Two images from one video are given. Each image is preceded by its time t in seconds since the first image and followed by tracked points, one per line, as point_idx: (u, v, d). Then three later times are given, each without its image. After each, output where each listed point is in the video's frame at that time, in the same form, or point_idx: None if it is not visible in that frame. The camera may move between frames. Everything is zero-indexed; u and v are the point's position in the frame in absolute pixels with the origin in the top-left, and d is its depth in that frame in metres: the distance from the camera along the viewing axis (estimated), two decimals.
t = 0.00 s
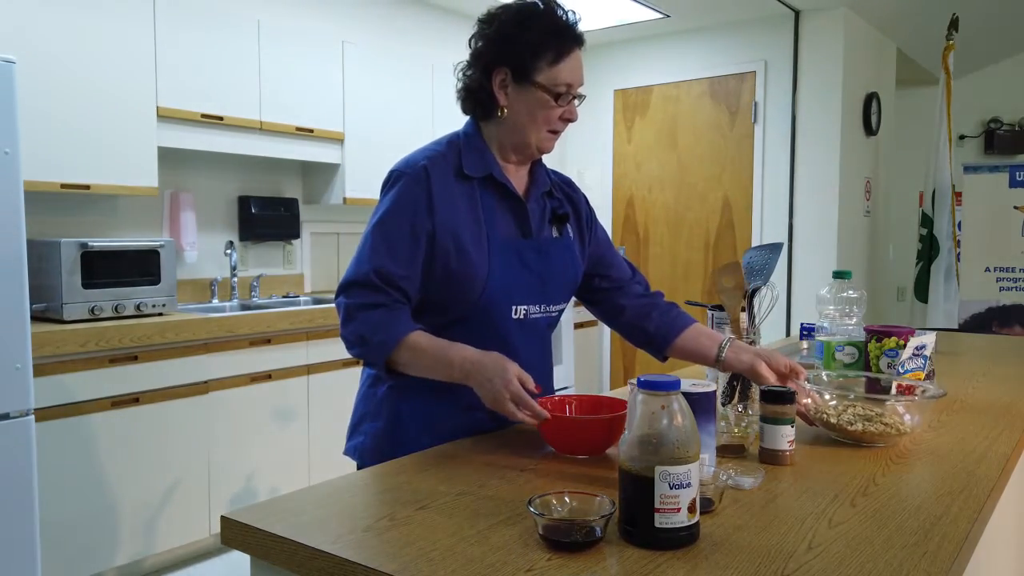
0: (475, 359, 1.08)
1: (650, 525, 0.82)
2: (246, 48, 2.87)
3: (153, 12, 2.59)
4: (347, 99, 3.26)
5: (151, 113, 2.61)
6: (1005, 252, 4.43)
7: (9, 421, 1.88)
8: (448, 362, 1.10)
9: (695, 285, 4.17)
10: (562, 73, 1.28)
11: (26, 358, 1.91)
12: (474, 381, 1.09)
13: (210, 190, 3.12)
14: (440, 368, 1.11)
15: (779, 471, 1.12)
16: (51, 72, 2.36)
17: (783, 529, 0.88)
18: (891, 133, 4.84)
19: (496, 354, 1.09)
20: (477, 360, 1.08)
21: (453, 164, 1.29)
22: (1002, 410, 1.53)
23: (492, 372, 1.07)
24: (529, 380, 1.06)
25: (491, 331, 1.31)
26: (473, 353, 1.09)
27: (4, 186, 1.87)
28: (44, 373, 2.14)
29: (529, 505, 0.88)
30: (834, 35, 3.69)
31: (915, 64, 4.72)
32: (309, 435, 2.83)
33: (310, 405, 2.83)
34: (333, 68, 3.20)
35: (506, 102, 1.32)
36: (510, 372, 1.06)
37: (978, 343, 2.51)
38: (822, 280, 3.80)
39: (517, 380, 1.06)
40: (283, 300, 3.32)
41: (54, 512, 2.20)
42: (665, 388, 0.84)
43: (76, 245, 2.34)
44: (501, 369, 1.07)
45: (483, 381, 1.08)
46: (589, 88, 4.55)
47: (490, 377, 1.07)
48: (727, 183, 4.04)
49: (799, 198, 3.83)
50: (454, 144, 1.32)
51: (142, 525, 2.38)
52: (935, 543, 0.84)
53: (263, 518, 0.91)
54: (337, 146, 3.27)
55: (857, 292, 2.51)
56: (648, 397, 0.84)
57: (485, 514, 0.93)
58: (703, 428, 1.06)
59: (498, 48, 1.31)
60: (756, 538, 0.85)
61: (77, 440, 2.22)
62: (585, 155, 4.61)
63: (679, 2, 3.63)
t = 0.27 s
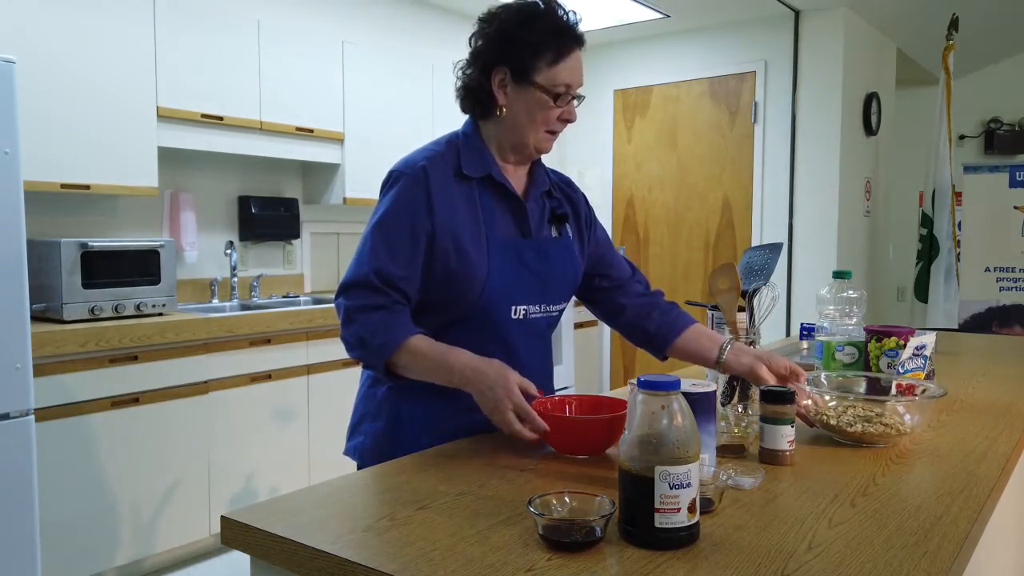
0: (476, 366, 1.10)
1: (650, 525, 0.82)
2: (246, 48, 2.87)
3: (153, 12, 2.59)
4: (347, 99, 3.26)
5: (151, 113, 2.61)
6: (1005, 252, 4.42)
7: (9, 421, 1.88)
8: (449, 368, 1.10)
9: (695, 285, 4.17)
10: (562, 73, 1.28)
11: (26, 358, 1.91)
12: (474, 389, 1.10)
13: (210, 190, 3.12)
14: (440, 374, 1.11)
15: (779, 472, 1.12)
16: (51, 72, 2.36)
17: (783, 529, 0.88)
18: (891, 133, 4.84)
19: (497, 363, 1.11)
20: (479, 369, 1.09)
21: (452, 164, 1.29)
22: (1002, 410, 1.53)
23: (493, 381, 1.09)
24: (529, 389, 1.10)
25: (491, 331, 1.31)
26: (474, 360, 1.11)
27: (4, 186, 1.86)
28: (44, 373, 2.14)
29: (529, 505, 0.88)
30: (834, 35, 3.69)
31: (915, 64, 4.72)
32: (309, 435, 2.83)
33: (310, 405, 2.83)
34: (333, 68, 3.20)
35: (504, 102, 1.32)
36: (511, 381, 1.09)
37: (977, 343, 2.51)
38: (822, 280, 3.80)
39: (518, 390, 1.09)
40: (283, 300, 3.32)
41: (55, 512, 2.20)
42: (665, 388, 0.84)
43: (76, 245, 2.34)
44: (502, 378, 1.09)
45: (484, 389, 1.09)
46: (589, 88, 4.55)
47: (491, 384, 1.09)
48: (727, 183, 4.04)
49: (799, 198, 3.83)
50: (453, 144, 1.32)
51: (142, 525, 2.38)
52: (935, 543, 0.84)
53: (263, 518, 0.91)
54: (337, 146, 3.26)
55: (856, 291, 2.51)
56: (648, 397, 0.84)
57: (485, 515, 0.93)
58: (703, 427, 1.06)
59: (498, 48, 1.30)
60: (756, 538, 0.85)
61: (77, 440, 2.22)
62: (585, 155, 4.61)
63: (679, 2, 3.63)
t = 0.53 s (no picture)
0: (482, 375, 1.09)
1: (650, 525, 0.82)
2: (246, 48, 2.87)
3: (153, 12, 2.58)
4: (347, 99, 3.26)
5: (151, 113, 2.61)
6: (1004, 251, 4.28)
7: (9, 421, 1.88)
8: (454, 375, 1.10)
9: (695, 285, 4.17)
10: (543, 75, 1.27)
11: (26, 358, 1.91)
12: (480, 396, 1.10)
13: (210, 190, 3.12)
14: (445, 380, 1.11)
15: (779, 472, 1.12)
16: (50, 71, 2.36)
17: (783, 529, 0.88)
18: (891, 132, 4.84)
19: (502, 370, 1.10)
20: (484, 376, 1.09)
21: (441, 164, 1.29)
22: (1002, 410, 1.52)
23: (499, 389, 1.09)
24: (534, 395, 1.11)
25: (490, 329, 1.31)
26: (480, 367, 1.11)
27: (4, 186, 1.86)
28: (44, 373, 2.14)
29: (529, 505, 0.88)
30: (834, 35, 3.69)
31: (916, 64, 4.72)
32: (309, 435, 2.83)
33: (309, 405, 2.83)
34: (333, 69, 3.20)
35: (488, 100, 1.31)
36: (517, 391, 1.09)
37: (977, 344, 2.51)
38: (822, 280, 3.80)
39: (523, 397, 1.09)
40: (283, 300, 3.32)
41: (55, 512, 2.20)
42: (665, 387, 0.83)
43: (76, 245, 2.34)
44: (508, 387, 1.09)
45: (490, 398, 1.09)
46: (590, 88, 4.55)
47: (497, 393, 1.09)
48: (727, 183, 4.04)
49: (799, 198, 3.83)
50: (442, 144, 1.32)
51: (142, 524, 2.38)
52: (934, 543, 0.84)
53: (263, 518, 0.91)
54: (337, 146, 3.26)
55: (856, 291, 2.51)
56: (648, 397, 0.84)
57: (486, 514, 0.93)
58: (703, 427, 1.06)
59: (483, 45, 1.29)
60: (756, 538, 0.85)
61: (77, 440, 2.22)
62: (585, 155, 4.61)
63: (679, 2, 3.63)
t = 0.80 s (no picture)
0: (489, 378, 1.11)
1: (650, 525, 0.82)
2: (246, 48, 2.87)
3: (153, 12, 2.58)
4: (347, 99, 3.27)
5: (151, 113, 2.61)
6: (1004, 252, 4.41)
7: (9, 421, 1.88)
8: (462, 379, 1.12)
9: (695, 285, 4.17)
10: (509, 74, 1.25)
11: (26, 359, 1.91)
12: (487, 399, 1.12)
13: (210, 190, 3.12)
14: (453, 382, 1.12)
15: (779, 472, 1.12)
16: (50, 71, 2.36)
17: (783, 528, 0.88)
18: (891, 132, 4.84)
19: (508, 373, 1.13)
20: (492, 380, 1.11)
21: (425, 162, 1.29)
22: (1002, 410, 1.53)
23: (507, 394, 1.11)
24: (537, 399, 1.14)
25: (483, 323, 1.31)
26: (489, 370, 1.13)
27: (4, 187, 1.86)
28: (44, 373, 2.14)
29: (529, 505, 0.88)
30: (833, 35, 3.69)
31: (916, 64, 4.72)
32: (309, 435, 2.83)
33: (310, 405, 2.83)
34: (333, 69, 3.20)
35: (459, 98, 1.32)
36: (522, 395, 1.11)
37: (977, 343, 2.51)
38: (822, 280, 3.80)
39: (529, 402, 1.12)
40: (283, 300, 3.32)
41: (55, 512, 2.20)
42: (665, 388, 0.83)
43: (76, 245, 2.34)
44: (515, 391, 1.11)
45: (498, 403, 1.12)
46: (589, 88, 4.55)
47: (503, 398, 1.11)
48: (727, 183, 4.04)
49: (799, 198, 3.83)
50: (423, 144, 1.32)
51: (143, 524, 2.38)
52: (934, 543, 0.84)
53: (263, 518, 0.91)
54: (337, 146, 3.26)
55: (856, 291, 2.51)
56: (648, 397, 0.84)
57: (486, 514, 0.93)
58: (703, 427, 1.06)
59: (454, 44, 1.30)
60: (756, 538, 0.85)
61: (77, 440, 2.22)
62: (585, 155, 4.61)
63: (679, 2, 3.63)
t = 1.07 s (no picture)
0: (466, 372, 1.10)
1: (650, 525, 0.82)
2: (247, 48, 2.87)
3: (153, 12, 2.58)
4: (347, 99, 3.27)
5: (151, 113, 2.61)
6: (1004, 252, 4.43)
7: (9, 421, 1.88)
8: (440, 372, 1.11)
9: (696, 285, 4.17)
10: (481, 69, 1.25)
11: (26, 359, 1.91)
12: (465, 392, 1.11)
13: (210, 190, 3.12)
14: (434, 375, 1.12)
15: (779, 472, 1.12)
16: (50, 71, 2.36)
17: (783, 528, 0.88)
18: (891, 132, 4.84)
19: (487, 367, 1.11)
20: (468, 373, 1.10)
21: (410, 161, 1.29)
22: (1002, 410, 1.53)
23: (483, 386, 1.09)
24: (516, 394, 1.10)
25: (466, 320, 1.31)
26: (471, 363, 1.12)
27: (3, 187, 1.86)
28: (44, 373, 2.14)
29: (529, 505, 0.87)
30: (833, 35, 3.69)
31: (915, 64, 4.72)
32: (309, 435, 2.83)
33: (310, 405, 2.83)
34: (333, 68, 3.20)
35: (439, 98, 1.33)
36: (499, 389, 1.09)
37: (976, 343, 2.51)
38: (822, 280, 3.80)
39: (506, 396, 1.09)
40: (283, 301, 3.32)
41: (54, 512, 2.20)
42: (665, 387, 0.83)
43: (76, 245, 2.34)
44: (491, 384, 1.09)
45: (472, 394, 1.10)
46: (589, 88, 4.55)
47: (477, 391, 1.10)
48: (727, 183, 4.04)
49: (799, 198, 3.83)
50: (409, 145, 1.32)
51: (143, 524, 2.38)
52: (934, 543, 0.84)
53: (263, 518, 0.91)
54: (337, 146, 3.26)
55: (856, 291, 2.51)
56: (648, 397, 0.84)
57: (486, 514, 0.93)
58: (703, 427, 1.06)
59: (431, 46, 1.32)
60: (756, 538, 0.85)
61: (77, 440, 2.22)
62: (585, 155, 4.61)
63: (679, 2, 3.63)
